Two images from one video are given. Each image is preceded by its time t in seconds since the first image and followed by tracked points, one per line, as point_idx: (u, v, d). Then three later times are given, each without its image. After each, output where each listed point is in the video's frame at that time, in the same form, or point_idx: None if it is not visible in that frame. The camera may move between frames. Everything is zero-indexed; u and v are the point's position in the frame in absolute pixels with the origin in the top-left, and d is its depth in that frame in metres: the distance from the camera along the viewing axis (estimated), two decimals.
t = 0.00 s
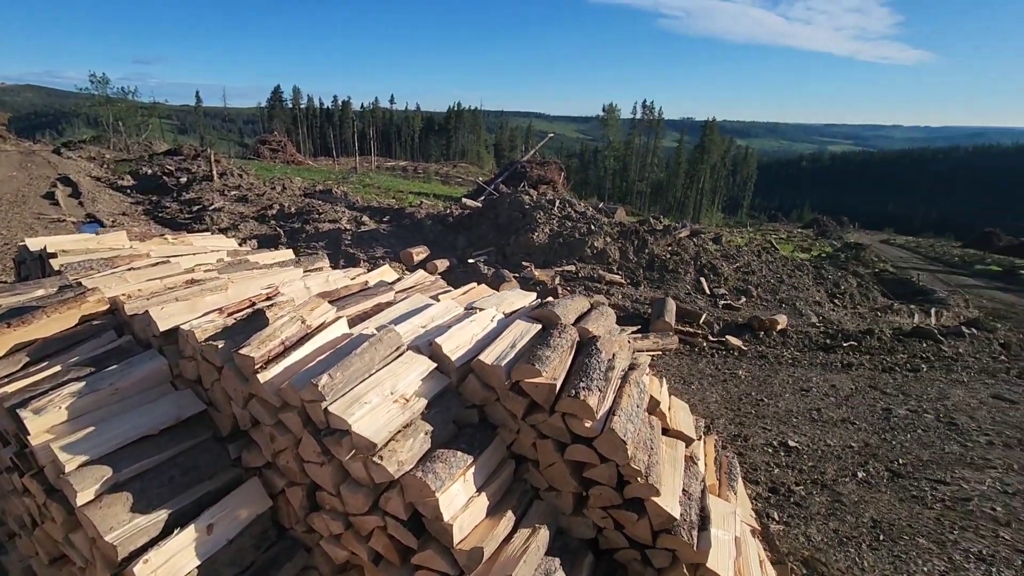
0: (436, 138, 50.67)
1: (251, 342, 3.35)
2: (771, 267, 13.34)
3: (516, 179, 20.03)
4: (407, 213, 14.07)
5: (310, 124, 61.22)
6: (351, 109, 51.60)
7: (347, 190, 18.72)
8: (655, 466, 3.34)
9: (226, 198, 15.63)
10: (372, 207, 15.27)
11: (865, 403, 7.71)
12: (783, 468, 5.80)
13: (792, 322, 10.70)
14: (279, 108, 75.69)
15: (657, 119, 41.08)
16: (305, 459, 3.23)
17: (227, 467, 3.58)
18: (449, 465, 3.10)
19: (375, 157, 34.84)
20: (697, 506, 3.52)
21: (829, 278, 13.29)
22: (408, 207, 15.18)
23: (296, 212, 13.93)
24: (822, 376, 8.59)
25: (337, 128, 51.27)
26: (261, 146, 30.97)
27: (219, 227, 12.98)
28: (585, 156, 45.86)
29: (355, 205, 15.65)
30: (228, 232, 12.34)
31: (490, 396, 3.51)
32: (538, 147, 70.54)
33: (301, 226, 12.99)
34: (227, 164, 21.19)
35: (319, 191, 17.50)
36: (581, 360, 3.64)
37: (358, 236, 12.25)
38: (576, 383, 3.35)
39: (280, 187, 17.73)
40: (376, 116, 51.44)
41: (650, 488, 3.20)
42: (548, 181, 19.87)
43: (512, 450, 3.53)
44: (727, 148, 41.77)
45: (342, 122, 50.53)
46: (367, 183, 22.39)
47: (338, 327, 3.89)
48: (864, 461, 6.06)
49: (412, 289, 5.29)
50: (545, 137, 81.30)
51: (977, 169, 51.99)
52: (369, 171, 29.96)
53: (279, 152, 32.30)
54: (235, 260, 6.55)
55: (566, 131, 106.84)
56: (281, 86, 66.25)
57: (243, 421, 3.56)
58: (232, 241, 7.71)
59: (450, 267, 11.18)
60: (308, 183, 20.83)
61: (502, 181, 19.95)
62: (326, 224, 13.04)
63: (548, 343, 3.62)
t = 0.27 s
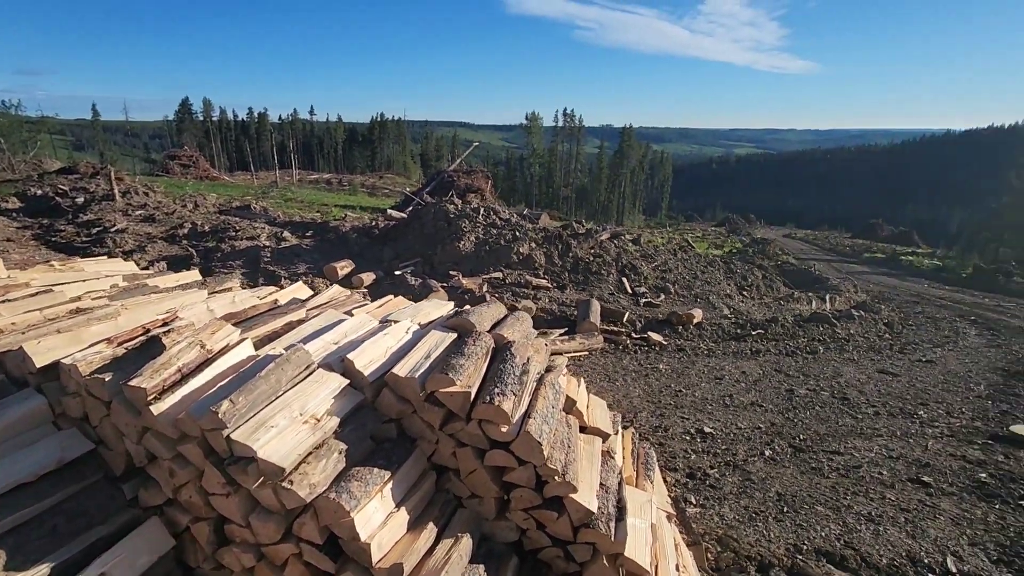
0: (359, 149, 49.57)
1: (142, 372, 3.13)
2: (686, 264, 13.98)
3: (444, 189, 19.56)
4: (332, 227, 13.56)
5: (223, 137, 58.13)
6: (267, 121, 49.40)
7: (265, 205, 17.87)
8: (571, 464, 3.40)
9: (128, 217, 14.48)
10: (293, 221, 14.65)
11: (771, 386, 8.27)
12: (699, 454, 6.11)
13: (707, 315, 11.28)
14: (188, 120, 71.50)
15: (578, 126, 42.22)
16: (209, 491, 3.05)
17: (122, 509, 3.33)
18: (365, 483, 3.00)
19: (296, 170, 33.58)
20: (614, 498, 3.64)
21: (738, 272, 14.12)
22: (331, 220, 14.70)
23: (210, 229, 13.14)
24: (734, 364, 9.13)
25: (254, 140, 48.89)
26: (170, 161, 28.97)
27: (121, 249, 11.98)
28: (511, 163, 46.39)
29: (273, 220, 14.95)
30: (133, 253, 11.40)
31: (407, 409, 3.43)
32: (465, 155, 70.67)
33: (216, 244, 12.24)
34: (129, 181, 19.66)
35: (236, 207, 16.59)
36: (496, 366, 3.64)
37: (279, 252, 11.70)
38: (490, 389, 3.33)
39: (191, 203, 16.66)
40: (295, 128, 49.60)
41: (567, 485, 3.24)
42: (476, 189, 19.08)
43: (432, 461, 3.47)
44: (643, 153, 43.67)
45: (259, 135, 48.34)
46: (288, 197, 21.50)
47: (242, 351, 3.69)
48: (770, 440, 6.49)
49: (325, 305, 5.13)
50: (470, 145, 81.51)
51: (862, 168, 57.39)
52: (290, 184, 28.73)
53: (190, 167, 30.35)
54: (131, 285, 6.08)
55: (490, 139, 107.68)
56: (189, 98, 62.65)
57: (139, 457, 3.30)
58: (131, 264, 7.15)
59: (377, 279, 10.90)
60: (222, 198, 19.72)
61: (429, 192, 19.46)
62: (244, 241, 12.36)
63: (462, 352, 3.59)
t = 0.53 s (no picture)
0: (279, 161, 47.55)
1: (21, 421, 2.89)
2: (608, 268, 14.10)
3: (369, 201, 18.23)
4: (250, 244, 12.89)
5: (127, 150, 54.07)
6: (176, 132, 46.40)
7: (175, 222, 16.71)
8: (492, 476, 3.43)
9: (14, 241, 13.12)
10: (208, 239, 13.80)
11: (688, 379, 8.66)
12: (622, 451, 6.31)
13: (630, 316, 11.61)
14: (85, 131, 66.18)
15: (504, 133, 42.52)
16: (106, 541, 2.86)
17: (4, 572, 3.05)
18: (279, 516, 2.88)
19: (210, 184, 31.74)
20: (535, 505, 3.74)
21: (657, 274, 14.45)
22: (250, 237, 13.97)
23: (112, 251, 12.12)
24: (655, 361, 9.44)
25: (160, 152, 45.50)
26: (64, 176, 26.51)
27: (7, 277, 10.83)
28: (439, 172, 46.08)
29: (185, 238, 14.03)
30: (21, 282, 10.33)
31: (323, 435, 3.32)
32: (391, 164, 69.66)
33: (119, 268, 11.32)
34: (17, 201, 17.86)
35: (142, 225, 15.42)
36: (413, 385, 3.59)
37: (191, 274, 10.99)
38: (408, 409, 3.28)
39: (90, 222, 15.32)
40: (207, 139, 46.88)
41: (488, 497, 3.27)
42: (405, 202, 17.98)
43: (353, 486, 3.38)
44: (567, 160, 44.74)
45: (166, 147, 45.26)
46: (202, 212, 20.22)
47: (140, 389, 3.44)
48: (687, 433, 6.79)
49: (235, 334, 4.91)
50: (394, 154, 80.12)
51: (766, 169, 61.68)
52: (203, 198, 26.97)
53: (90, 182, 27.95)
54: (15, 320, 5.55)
55: (414, 146, 106.41)
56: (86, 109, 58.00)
57: (22, 513, 3.05)
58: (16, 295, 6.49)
59: (300, 297, 10.47)
60: (126, 216, 18.28)
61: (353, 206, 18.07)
62: (152, 262, 11.51)
63: (379, 373, 3.50)
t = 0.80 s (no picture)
0: (193, 177, 44.90)
1: None
2: (538, 274, 14.33)
3: (294, 217, 17.51)
4: (161, 266, 12.09)
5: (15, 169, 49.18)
6: (74, 148, 42.83)
7: (74, 245, 15.38)
8: (419, 492, 3.41)
9: None
10: (112, 262, 12.80)
11: (616, 379, 8.91)
12: (555, 454, 6.40)
13: (561, 321, 11.82)
14: None
15: (431, 144, 42.25)
16: None
17: None
18: (190, 556, 2.70)
19: (115, 204, 29.49)
20: (466, 517, 3.75)
21: (585, 279, 14.88)
22: (161, 258, 13.09)
23: None
24: (585, 363, 9.64)
25: (54, 170, 41.83)
26: None
27: None
28: (366, 185, 45.11)
29: (86, 263, 12.95)
30: None
31: (238, 466, 3.18)
32: (315, 179, 67.52)
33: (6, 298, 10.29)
34: None
35: (34, 251, 14.09)
36: (334, 407, 3.52)
37: (93, 301, 10.16)
38: (328, 431, 3.22)
39: None
40: (109, 155, 43.50)
41: (417, 514, 3.24)
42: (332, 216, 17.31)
43: (273, 516, 3.24)
44: (496, 169, 45.12)
45: (61, 165, 41.62)
46: (105, 234, 18.72)
47: (20, 434, 3.12)
48: (616, 431, 7.01)
49: (137, 365, 4.58)
50: (319, 167, 77.93)
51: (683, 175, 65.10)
52: (107, 219, 25.04)
53: None
54: None
55: (339, 159, 103.89)
56: None
57: None
58: None
59: (219, 320, 9.92)
60: (16, 240, 16.62)
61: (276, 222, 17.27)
62: (46, 291, 10.55)
63: (297, 397, 3.41)
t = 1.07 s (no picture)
0: (127, 195, 42.73)
1: None
2: (491, 285, 14.33)
3: (238, 234, 16.92)
4: (91, 289, 11.41)
5: None
6: None
7: None
8: (369, 514, 3.34)
9: None
10: (36, 287, 11.98)
11: (570, 386, 8.98)
12: (511, 465, 6.39)
13: (515, 331, 11.85)
14: None
15: (380, 157, 41.78)
16: None
17: None
18: None
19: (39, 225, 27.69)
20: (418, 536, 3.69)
21: (537, 288, 14.98)
22: (91, 282, 12.36)
23: None
24: (539, 372, 9.67)
25: None
26: None
27: None
28: (314, 199, 44.11)
29: (6, 288, 12.07)
30: None
31: (173, 500, 3.02)
32: (260, 194, 65.48)
33: None
34: None
35: None
36: (276, 431, 3.42)
37: (15, 330, 9.49)
38: (271, 456, 3.12)
39: None
40: (33, 173, 40.88)
41: (366, 536, 3.18)
42: (278, 231, 16.83)
43: (213, 550, 3.09)
44: (446, 181, 45.03)
45: None
46: (28, 257, 17.53)
47: None
48: (571, 438, 7.06)
49: (60, 399, 4.29)
50: (263, 182, 75.67)
51: (630, 184, 66.95)
52: (31, 241, 23.48)
53: None
54: None
55: (284, 174, 101.18)
56: None
57: None
58: None
59: (157, 344, 9.44)
60: None
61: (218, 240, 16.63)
62: None
63: (237, 423, 3.29)
